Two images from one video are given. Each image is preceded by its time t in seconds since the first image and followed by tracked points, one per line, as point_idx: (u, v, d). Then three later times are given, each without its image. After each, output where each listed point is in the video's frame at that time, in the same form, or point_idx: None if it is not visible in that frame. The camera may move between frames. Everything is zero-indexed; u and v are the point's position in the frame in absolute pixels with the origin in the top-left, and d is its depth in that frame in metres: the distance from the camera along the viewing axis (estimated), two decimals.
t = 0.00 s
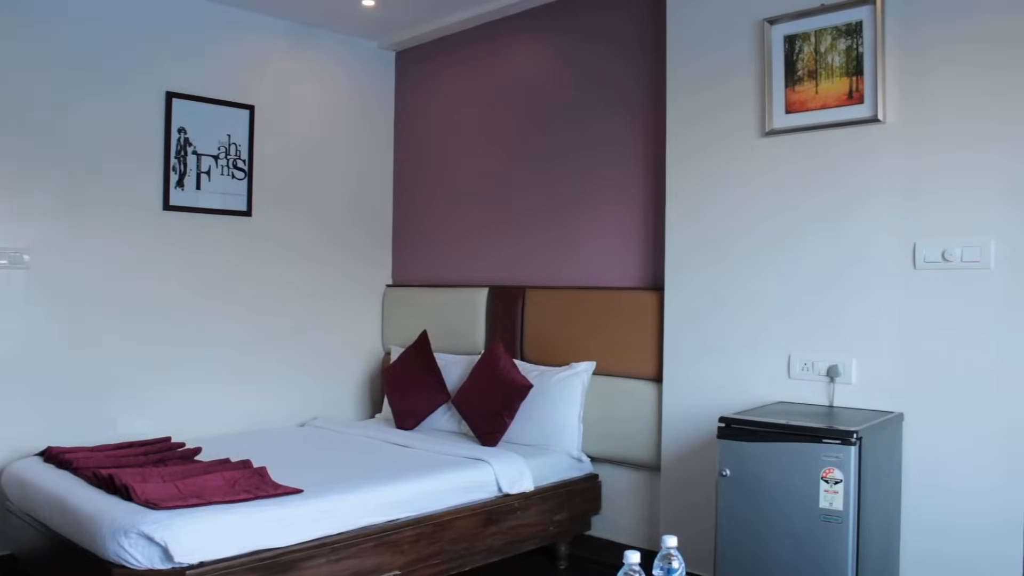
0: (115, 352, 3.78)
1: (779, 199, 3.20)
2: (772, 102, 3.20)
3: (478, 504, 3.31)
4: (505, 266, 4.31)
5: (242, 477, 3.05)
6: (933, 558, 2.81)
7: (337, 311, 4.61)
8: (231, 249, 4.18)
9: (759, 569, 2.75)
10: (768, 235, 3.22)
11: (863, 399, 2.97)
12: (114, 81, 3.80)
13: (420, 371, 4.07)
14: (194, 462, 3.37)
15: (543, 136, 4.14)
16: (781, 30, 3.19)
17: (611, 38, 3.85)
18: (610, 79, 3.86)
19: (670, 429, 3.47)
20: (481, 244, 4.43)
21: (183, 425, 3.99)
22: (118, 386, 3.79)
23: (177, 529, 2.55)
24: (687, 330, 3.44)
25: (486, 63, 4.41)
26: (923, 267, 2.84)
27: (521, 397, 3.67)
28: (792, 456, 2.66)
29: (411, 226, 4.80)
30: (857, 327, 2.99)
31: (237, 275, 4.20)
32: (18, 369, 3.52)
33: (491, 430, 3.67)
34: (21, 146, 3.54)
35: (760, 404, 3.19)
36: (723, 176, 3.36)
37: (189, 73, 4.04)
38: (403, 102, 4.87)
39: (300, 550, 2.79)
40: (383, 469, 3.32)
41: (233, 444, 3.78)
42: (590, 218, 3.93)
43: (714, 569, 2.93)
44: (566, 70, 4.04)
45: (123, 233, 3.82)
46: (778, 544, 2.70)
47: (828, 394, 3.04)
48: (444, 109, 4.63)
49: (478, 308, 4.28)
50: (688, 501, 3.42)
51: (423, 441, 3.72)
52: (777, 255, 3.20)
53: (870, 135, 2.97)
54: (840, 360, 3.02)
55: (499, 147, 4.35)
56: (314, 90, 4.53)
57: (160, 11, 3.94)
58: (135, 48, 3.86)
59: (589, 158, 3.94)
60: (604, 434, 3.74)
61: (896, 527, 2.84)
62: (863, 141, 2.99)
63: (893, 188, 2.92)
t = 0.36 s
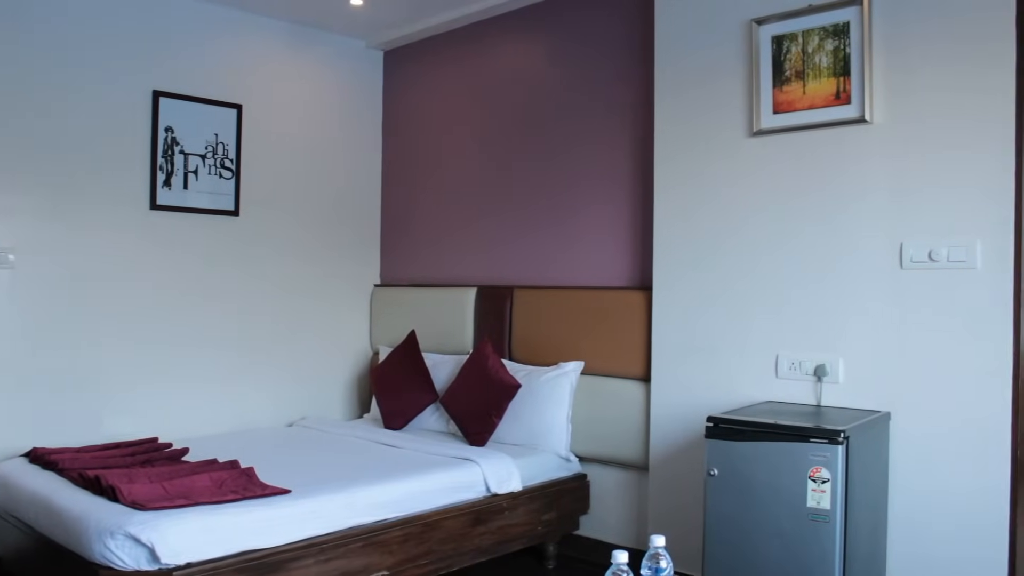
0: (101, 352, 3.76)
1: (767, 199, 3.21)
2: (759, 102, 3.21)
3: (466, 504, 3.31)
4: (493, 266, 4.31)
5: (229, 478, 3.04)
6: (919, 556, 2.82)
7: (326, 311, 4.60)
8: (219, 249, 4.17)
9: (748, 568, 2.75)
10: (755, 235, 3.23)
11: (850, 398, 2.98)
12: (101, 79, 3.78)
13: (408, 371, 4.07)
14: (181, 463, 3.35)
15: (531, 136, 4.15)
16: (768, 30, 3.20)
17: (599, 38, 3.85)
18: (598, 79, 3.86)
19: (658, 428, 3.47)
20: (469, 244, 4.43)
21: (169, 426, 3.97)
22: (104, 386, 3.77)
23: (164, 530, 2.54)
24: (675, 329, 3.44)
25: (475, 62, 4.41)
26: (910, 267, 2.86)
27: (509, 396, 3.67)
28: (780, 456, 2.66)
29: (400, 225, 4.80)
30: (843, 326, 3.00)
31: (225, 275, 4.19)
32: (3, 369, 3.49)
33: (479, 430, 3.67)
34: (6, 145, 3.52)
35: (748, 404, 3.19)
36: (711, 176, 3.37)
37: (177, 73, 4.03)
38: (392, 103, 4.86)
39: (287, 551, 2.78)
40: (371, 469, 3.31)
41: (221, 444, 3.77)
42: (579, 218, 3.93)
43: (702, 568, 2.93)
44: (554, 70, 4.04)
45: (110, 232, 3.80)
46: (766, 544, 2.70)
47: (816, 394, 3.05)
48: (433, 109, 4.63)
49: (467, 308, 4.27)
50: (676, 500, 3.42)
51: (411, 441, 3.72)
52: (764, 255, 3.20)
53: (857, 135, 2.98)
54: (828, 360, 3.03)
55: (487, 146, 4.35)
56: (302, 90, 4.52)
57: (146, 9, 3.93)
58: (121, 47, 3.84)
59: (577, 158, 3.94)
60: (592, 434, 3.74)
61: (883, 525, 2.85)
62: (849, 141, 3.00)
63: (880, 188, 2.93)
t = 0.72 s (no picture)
0: (87, 353, 3.74)
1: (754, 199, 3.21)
2: (747, 102, 3.22)
3: (455, 504, 3.30)
4: (482, 266, 4.31)
5: (216, 479, 3.02)
6: (905, 555, 2.83)
7: (314, 311, 4.59)
8: (206, 249, 4.15)
9: (735, 567, 2.76)
10: (743, 234, 3.24)
11: (836, 398, 2.99)
12: (87, 78, 3.76)
13: (396, 371, 4.06)
14: (169, 464, 3.34)
15: (520, 136, 4.15)
16: (756, 31, 3.21)
17: (587, 38, 3.86)
18: (586, 79, 3.86)
19: (646, 428, 3.47)
20: (457, 243, 4.43)
21: (157, 427, 3.96)
22: (90, 387, 3.75)
23: (151, 531, 2.52)
24: (664, 329, 3.45)
25: (464, 62, 4.40)
26: (897, 266, 2.87)
27: (497, 397, 3.67)
28: (768, 455, 2.67)
29: (388, 225, 4.79)
30: (830, 325, 3.01)
31: (212, 275, 4.17)
32: None
33: (467, 430, 3.67)
34: None
35: (735, 404, 3.20)
36: (699, 176, 3.37)
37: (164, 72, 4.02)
38: (381, 102, 4.85)
39: (275, 552, 2.77)
40: (359, 470, 3.30)
41: (208, 444, 3.75)
42: (568, 218, 3.93)
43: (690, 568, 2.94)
44: (542, 69, 4.04)
45: (96, 232, 3.78)
46: (754, 543, 2.71)
47: (804, 394, 3.06)
48: (421, 109, 4.62)
49: (456, 308, 4.27)
50: (664, 500, 3.42)
51: (399, 441, 3.71)
52: (752, 255, 3.21)
53: (844, 135, 2.99)
54: (816, 359, 3.03)
55: (475, 146, 4.35)
56: (290, 89, 4.51)
57: (133, 8, 3.91)
58: (108, 45, 3.82)
59: (565, 157, 3.94)
60: (580, 434, 3.74)
61: (870, 525, 2.85)
62: (837, 141, 3.01)
63: (867, 188, 2.94)
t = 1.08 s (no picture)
0: (75, 353, 3.73)
1: (742, 199, 3.22)
2: (735, 103, 3.23)
3: (443, 504, 3.30)
4: (471, 266, 4.30)
5: (204, 479, 3.01)
6: (891, 554, 2.85)
7: (303, 312, 4.59)
8: (194, 248, 4.14)
9: (723, 566, 2.76)
10: (731, 234, 3.25)
11: (823, 398, 3.00)
12: (74, 77, 3.74)
13: (385, 371, 4.05)
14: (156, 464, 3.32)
15: (508, 136, 4.15)
16: (744, 31, 3.22)
17: (575, 39, 3.86)
18: (574, 79, 3.87)
19: (635, 428, 3.48)
20: (446, 243, 4.42)
21: (144, 427, 3.94)
22: (77, 388, 3.73)
23: (137, 532, 2.51)
24: (652, 329, 3.45)
25: (452, 61, 4.40)
26: (884, 266, 2.88)
27: (485, 397, 3.67)
28: (756, 455, 2.67)
29: (377, 225, 4.78)
30: (817, 325, 3.03)
31: (200, 275, 4.16)
32: None
33: (455, 430, 3.66)
34: None
35: (723, 403, 3.21)
36: (687, 176, 3.38)
37: (152, 71, 4.00)
38: (370, 102, 4.84)
39: (263, 553, 2.76)
40: (347, 470, 3.29)
41: (195, 445, 3.74)
42: (557, 218, 3.93)
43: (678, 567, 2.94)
44: (530, 70, 4.05)
45: (84, 232, 3.76)
46: (742, 542, 2.72)
47: (791, 393, 3.07)
48: (409, 109, 4.62)
49: (445, 308, 4.26)
50: (652, 500, 3.43)
51: (388, 441, 3.70)
52: (740, 255, 3.22)
53: (830, 136, 3.00)
54: (803, 359, 3.05)
55: (464, 146, 4.35)
56: (278, 89, 4.50)
57: (121, 6, 3.89)
58: (95, 44, 3.81)
59: (554, 158, 3.95)
60: (569, 434, 3.75)
61: (858, 525, 2.86)
62: (823, 141, 3.02)
63: (853, 188, 2.95)
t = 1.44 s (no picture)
0: (62, 353, 3.71)
1: (729, 199, 3.23)
2: (723, 103, 3.23)
3: (431, 504, 3.29)
4: (459, 266, 4.30)
5: (191, 480, 3.00)
6: (878, 552, 2.86)
7: (291, 312, 4.58)
8: (182, 248, 4.13)
9: (710, 565, 2.77)
10: (718, 234, 3.26)
11: (810, 398, 3.01)
12: (61, 76, 3.72)
13: (373, 371, 4.04)
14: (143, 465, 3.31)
15: (496, 136, 4.15)
16: (732, 32, 3.22)
17: (563, 39, 3.86)
18: (563, 80, 3.87)
19: (623, 427, 3.48)
20: (434, 243, 4.42)
21: (131, 428, 3.93)
22: (64, 388, 3.71)
23: (124, 533, 2.50)
24: (640, 329, 3.46)
25: (441, 61, 4.40)
26: (870, 266, 2.89)
27: (473, 397, 3.67)
28: (743, 454, 2.68)
29: (365, 225, 4.77)
30: (804, 325, 3.04)
31: (188, 275, 4.15)
32: None
33: (443, 430, 3.66)
34: None
35: (710, 403, 3.22)
36: (676, 176, 3.39)
37: (139, 70, 3.99)
38: (358, 101, 4.82)
39: (250, 553, 2.75)
40: (335, 471, 3.29)
41: (182, 446, 3.72)
42: (546, 217, 3.93)
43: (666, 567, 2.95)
44: (519, 70, 4.05)
45: (70, 231, 3.75)
46: (729, 541, 2.72)
47: (778, 393, 3.08)
48: (397, 109, 4.61)
49: (434, 308, 4.26)
50: (640, 500, 3.43)
51: (376, 441, 3.70)
52: (727, 255, 3.23)
53: (816, 136, 3.02)
54: (791, 358, 3.05)
55: (453, 146, 4.34)
56: (266, 89, 4.49)
57: (107, 5, 3.87)
58: (83, 43, 3.79)
59: (542, 158, 3.95)
60: (558, 434, 3.75)
61: (845, 524, 2.87)
62: (810, 142, 3.03)
63: (840, 188, 2.96)
